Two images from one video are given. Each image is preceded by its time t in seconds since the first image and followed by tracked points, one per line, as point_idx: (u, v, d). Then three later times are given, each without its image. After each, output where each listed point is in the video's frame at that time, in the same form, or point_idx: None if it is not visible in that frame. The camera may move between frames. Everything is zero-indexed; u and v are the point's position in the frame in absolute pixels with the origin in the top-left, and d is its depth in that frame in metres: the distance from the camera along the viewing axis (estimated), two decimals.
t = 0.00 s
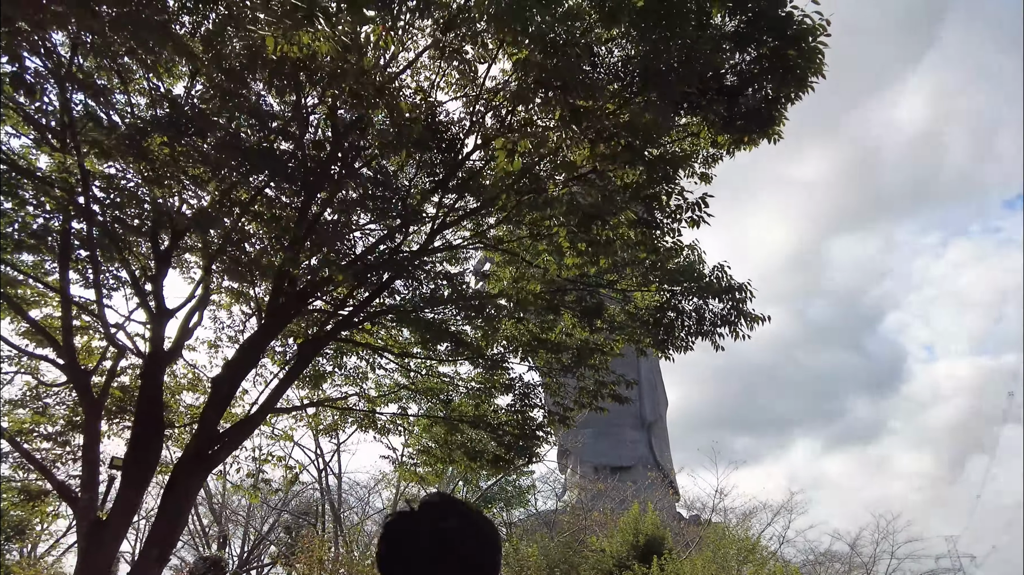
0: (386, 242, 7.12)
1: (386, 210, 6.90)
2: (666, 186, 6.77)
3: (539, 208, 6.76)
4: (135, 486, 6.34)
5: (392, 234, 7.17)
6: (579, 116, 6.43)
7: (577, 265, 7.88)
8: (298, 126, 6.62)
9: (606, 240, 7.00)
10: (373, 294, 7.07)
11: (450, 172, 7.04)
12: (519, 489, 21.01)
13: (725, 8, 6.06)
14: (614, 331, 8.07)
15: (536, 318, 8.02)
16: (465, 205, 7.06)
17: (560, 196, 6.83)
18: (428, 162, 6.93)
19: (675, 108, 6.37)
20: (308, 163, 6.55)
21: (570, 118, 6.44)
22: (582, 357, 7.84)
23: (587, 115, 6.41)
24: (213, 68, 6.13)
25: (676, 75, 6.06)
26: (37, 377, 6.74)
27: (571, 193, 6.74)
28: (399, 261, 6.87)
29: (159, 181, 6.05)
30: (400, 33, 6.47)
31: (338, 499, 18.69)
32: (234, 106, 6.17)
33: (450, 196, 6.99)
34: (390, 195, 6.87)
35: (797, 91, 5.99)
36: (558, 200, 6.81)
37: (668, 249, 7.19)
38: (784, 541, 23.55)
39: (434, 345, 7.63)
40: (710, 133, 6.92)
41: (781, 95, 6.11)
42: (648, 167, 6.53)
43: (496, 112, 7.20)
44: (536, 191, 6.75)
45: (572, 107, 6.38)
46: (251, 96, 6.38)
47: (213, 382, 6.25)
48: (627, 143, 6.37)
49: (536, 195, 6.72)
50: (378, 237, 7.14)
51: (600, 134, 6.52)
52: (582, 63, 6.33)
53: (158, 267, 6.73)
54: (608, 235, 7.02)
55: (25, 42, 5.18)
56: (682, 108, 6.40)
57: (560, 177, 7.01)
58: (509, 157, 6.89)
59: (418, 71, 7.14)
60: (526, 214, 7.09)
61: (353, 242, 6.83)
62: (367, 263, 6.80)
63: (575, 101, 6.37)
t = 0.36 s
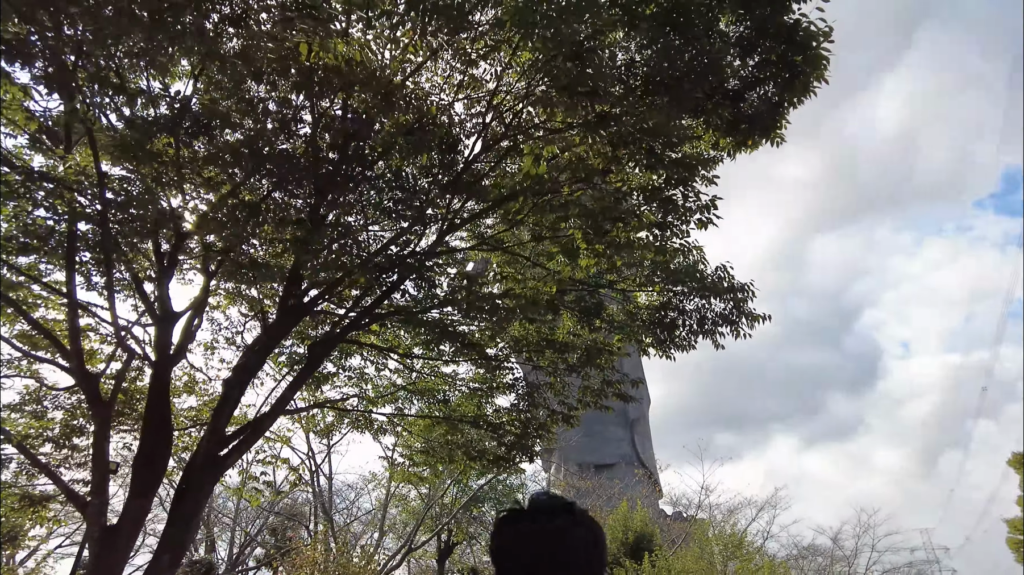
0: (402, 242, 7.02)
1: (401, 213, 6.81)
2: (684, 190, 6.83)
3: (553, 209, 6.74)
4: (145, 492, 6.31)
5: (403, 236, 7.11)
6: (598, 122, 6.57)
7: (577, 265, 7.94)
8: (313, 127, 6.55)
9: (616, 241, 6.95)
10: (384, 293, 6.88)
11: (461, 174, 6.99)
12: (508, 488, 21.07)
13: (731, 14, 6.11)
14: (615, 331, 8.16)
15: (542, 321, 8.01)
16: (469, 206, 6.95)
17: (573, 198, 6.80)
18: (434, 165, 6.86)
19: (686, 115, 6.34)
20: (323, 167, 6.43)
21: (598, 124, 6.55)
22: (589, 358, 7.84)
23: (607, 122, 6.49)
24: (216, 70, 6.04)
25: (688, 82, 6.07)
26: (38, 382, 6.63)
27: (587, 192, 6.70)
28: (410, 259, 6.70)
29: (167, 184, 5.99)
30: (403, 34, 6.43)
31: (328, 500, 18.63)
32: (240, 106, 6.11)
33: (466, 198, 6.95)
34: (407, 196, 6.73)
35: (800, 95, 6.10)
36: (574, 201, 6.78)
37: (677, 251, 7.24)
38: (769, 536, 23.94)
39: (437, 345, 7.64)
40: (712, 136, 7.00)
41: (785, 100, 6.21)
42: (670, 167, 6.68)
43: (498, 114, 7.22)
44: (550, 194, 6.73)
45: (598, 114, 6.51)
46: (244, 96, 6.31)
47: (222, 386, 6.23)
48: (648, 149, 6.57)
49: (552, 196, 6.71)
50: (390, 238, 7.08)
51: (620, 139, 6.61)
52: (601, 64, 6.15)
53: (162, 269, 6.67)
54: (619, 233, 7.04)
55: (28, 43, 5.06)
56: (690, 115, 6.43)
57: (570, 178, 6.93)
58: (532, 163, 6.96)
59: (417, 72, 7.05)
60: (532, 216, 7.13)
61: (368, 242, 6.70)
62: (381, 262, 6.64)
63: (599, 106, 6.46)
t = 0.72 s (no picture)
0: (399, 244, 6.96)
1: (400, 216, 6.74)
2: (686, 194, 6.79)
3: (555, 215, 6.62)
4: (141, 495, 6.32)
5: (400, 237, 7.06)
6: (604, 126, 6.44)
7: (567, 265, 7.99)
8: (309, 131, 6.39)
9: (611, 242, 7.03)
10: (381, 295, 6.72)
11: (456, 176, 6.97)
12: (486, 486, 21.11)
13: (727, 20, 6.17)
14: (605, 331, 8.24)
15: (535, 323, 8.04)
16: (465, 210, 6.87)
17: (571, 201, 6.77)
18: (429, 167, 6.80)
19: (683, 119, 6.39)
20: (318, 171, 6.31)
21: (609, 128, 6.34)
22: (583, 358, 7.90)
23: (622, 126, 6.26)
24: (208, 68, 5.88)
25: (689, 87, 6.05)
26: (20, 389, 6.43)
27: (587, 194, 6.70)
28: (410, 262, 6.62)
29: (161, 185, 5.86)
30: (398, 33, 6.35)
31: (305, 502, 18.46)
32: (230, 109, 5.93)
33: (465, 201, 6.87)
34: (406, 197, 6.66)
35: (792, 100, 6.23)
36: (576, 207, 6.70)
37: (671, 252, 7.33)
38: (741, 528, 24.53)
39: (429, 346, 7.63)
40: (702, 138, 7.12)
41: (776, 105, 6.36)
42: (680, 172, 6.58)
43: (490, 115, 7.22)
44: (549, 198, 6.71)
45: (612, 118, 6.31)
46: (228, 95, 6.23)
47: (215, 389, 6.18)
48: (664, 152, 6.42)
49: (553, 199, 6.71)
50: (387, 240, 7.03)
51: (634, 142, 6.43)
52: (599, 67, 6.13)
53: (151, 269, 6.54)
54: (614, 234, 7.10)
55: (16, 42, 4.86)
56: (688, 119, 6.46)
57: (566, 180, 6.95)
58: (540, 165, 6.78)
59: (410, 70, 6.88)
60: (527, 217, 7.16)
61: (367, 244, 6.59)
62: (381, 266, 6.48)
63: (611, 108, 6.23)
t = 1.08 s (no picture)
0: (387, 247, 6.98)
1: (388, 219, 6.78)
2: (671, 203, 6.95)
3: (542, 221, 6.70)
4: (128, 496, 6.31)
5: (387, 240, 7.10)
6: (592, 137, 6.62)
7: (549, 268, 8.11)
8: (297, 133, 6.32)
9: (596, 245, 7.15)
10: (369, 297, 6.70)
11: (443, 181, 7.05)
12: (460, 485, 21.14)
13: (710, 33, 6.35)
14: (585, 333, 8.39)
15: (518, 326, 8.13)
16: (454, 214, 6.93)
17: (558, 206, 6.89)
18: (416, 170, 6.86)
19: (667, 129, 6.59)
20: (308, 174, 6.30)
21: (605, 143, 6.53)
22: (565, 360, 8.01)
23: (613, 142, 6.46)
24: (198, 68, 5.87)
25: (675, 99, 6.21)
26: None
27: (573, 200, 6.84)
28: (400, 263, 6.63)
29: (149, 186, 5.83)
30: (388, 38, 6.42)
31: (277, 503, 18.31)
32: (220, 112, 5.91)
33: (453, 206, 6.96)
34: (395, 201, 6.72)
35: (771, 112, 6.46)
36: (563, 212, 6.82)
37: (653, 256, 7.51)
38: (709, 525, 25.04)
39: (413, 347, 7.67)
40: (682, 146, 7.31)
41: (755, 116, 6.57)
42: (666, 182, 6.79)
43: (476, 120, 7.35)
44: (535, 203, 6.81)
45: (603, 132, 6.48)
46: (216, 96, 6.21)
47: (201, 392, 6.19)
48: (653, 163, 6.66)
49: (540, 204, 6.82)
50: (374, 242, 7.06)
51: (623, 155, 6.66)
52: (586, 79, 6.29)
53: (135, 271, 6.48)
54: (598, 239, 7.25)
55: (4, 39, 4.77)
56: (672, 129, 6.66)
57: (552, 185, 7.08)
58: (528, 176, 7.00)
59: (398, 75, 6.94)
60: (512, 221, 7.26)
61: (356, 248, 6.61)
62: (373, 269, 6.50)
63: (603, 125, 6.45)
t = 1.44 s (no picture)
0: (348, 240, 6.91)
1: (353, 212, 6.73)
2: (631, 201, 7.08)
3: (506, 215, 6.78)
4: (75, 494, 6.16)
5: (348, 233, 7.03)
6: (555, 135, 6.70)
7: (509, 261, 8.16)
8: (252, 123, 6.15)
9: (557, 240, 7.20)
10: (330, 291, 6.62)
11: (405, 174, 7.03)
12: (419, 478, 21.08)
13: (670, 34, 6.47)
14: (545, 327, 8.47)
15: (480, 322, 8.10)
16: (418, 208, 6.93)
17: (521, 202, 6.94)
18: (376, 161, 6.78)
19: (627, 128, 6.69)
20: (269, 163, 6.19)
21: (570, 143, 6.61)
22: (527, 353, 8.02)
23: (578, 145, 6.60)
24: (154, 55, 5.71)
25: (636, 99, 6.31)
26: None
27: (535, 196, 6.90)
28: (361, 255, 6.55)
29: (100, 174, 5.65)
30: (351, 29, 6.37)
31: (232, 497, 17.99)
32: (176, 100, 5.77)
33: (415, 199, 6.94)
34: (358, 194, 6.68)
35: (730, 114, 6.59)
36: (528, 206, 6.87)
37: (613, 253, 7.62)
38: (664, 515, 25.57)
39: (372, 340, 7.63)
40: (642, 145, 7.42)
41: (713, 118, 6.69)
42: (627, 179, 6.91)
43: (439, 114, 7.35)
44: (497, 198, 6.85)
45: (569, 130, 6.58)
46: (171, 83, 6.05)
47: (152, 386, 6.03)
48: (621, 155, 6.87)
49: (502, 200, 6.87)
50: (334, 235, 6.98)
51: (585, 154, 6.77)
52: (549, 77, 6.34)
53: (83, 261, 6.28)
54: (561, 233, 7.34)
55: None
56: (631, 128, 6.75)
57: (512, 179, 7.12)
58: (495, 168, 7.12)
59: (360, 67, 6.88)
60: (476, 215, 7.28)
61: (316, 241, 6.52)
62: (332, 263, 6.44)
63: (567, 126, 6.55)
